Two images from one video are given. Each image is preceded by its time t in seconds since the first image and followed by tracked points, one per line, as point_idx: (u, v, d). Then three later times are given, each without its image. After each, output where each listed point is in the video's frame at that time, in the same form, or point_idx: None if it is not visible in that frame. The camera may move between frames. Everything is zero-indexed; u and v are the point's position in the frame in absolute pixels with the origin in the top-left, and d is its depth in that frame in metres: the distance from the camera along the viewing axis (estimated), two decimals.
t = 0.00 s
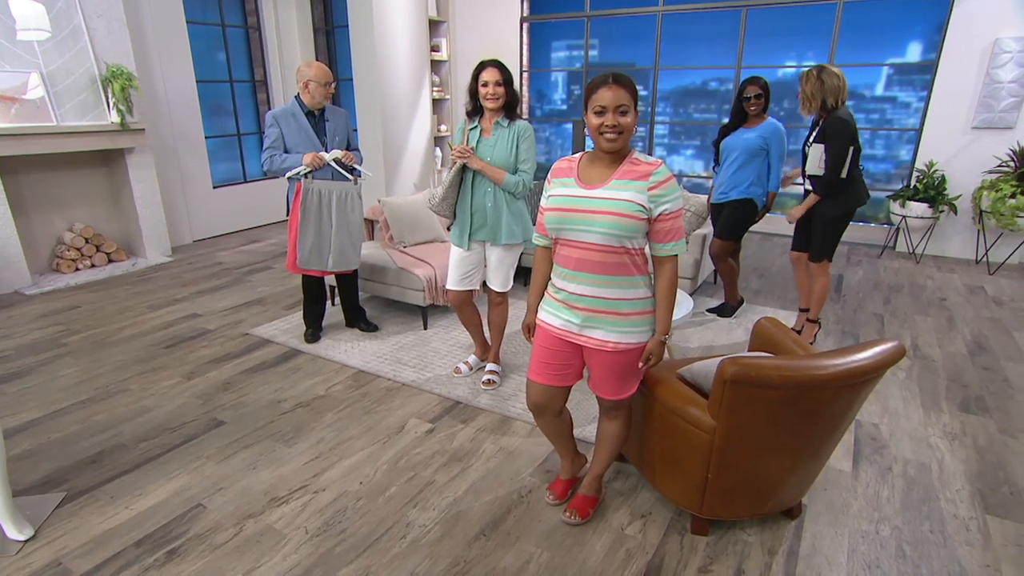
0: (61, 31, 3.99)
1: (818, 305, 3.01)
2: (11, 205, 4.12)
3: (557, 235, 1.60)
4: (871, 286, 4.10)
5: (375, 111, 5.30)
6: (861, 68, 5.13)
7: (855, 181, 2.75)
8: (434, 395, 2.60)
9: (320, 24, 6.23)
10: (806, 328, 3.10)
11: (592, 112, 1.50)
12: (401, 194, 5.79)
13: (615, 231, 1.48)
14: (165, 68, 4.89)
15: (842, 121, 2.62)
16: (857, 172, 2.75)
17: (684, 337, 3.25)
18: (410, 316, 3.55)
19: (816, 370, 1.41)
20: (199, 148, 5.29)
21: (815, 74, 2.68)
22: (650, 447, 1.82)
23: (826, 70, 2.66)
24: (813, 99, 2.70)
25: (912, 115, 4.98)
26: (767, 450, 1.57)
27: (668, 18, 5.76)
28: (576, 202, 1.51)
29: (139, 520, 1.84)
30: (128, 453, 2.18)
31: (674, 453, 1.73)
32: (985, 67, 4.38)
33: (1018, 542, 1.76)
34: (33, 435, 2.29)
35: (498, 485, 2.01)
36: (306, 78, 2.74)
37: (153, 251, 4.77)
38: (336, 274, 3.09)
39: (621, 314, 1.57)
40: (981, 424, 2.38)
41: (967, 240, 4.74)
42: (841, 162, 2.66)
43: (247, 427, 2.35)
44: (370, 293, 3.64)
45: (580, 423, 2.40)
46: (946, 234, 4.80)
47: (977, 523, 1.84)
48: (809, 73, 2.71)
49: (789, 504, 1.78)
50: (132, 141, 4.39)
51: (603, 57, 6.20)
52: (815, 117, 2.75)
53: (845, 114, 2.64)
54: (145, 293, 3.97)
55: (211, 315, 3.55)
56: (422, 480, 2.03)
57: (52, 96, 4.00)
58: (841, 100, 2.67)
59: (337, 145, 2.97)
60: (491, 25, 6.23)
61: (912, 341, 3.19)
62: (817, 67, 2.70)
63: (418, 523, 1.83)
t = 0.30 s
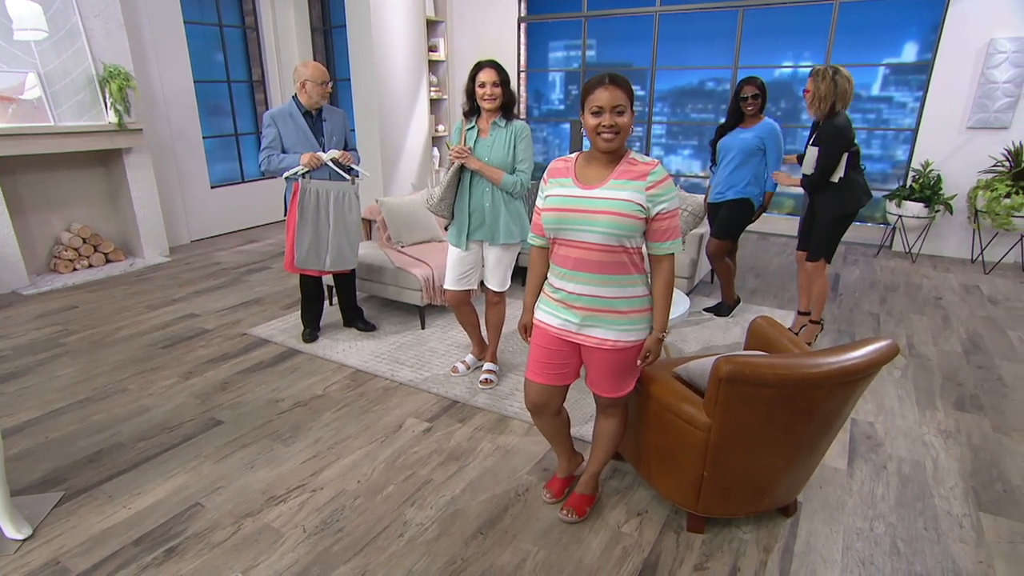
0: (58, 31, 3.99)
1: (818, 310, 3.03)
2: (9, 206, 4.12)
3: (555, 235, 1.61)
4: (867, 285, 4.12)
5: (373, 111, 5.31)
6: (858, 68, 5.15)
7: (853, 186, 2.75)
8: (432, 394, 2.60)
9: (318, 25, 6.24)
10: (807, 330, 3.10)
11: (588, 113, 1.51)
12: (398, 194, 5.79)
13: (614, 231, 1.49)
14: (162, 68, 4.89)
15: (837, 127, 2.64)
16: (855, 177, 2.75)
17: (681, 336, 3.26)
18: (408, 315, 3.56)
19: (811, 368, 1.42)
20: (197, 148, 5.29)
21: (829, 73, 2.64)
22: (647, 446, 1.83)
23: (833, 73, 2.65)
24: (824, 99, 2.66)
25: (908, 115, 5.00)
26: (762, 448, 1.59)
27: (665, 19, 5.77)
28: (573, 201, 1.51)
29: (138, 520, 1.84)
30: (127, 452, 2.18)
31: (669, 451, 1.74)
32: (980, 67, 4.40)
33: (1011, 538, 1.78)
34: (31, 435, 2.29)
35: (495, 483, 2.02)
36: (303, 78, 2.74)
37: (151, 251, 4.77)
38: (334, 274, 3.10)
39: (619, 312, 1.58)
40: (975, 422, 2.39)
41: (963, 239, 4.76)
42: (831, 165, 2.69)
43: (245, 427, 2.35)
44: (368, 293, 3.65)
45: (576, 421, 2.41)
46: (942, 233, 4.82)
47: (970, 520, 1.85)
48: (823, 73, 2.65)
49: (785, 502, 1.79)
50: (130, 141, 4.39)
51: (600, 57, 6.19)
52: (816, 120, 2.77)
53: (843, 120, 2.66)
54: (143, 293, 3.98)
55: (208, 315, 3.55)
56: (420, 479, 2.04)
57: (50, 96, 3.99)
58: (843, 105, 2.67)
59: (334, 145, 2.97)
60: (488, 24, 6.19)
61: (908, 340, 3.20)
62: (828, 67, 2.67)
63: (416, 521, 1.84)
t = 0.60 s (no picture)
0: (56, 31, 3.99)
1: (838, 313, 3.05)
2: (7, 206, 4.12)
3: (552, 235, 1.61)
4: (864, 285, 4.13)
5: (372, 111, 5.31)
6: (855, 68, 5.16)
7: (855, 190, 2.73)
8: (430, 394, 2.61)
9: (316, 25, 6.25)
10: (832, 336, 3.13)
11: (586, 113, 1.51)
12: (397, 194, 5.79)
13: (611, 230, 1.49)
14: (161, 68, 4.89)
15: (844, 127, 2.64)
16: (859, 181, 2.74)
17: (679, 335, 3.27)
18: (406, 315, 3.56)
19: (807, 367, 1.43)
20: (195, 148, 5.29)
21: (847, 73, 2.59)
22: (644, 445, 1.84)
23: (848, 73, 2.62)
24: (843, 99, 2.62)
25: (906, 115, 4.97)
26: (758, 446, 1.59)
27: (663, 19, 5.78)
28: (571, 201, 1.52)
29: (136, 519, 1.85)
30: (125, 452, 2.18)
31: (666, 450, 1.74)
32: (976, 67, 4.42)
33: (1005, 535, 1.79)
34: (30, 435, 2.29)
35: (493, 482, 2.02)
36: (300, 78, 2.75)
37: (149, 251, 4.77)
38: (333, 273, 3.10)
39: (617, 311, 1.58)
40: (971, 420, 2.41)
41: (959, 239, 4.78)
42: (832, 164, 2.70)
43: (244, 426, 2.36)
44: (366, 293, 3.65)
45: (574, 420, 2.42)
46: (938, 233, 4.84)
47: (965, 517, 1.86)
48: (840, 71, 2.62)
49: (780, 500, 1.80)
50: (128, 141, 4.39)
51: (598, 56, 6.30)
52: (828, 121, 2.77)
53: (851, 122, 2.66)
54: (141, 293, 3.98)
55: (207, 315, 3.56)
56: (418, 478, 2.05)
57: (48, 96, 3.99)
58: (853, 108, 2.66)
59: (332, 145, 2.98)
60: (488, 23, 6.16)
61: (904, 339, 3.21)
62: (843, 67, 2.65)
63: (413, 520, 1.85)
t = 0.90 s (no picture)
0: (56, 31, 4.00)
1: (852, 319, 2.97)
2: (6, 206, 4.12)
3: (551, 235, 1.61)
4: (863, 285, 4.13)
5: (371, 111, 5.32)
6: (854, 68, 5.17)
7: (884, 191, 2.63)
8: (430, 393, 2.61)
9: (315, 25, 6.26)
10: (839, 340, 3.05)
11: (585, 113, 1.52)
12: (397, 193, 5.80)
13: (611, 230, 1.49)
14: (160, 67, 4.89)
15: (874, 125, 2.54)
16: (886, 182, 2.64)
17: (678, 335, 3.27)
18: (405, 315, 3.57)
19: (805, 366, 1.43)
20: (194, 148, 5.29)
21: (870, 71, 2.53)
22: (643, 444, 1.84)
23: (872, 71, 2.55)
24: (871, 97, 2.54)
25: (904, 115, 4.99)
26: (757, 445, 1.60)
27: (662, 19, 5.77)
28: (570, 201, 1.52)
29: (136, 518, 1.85)
30: (124, 452, 2.18)
31: (665, 449, 1.75)
32: (975, 68, 4.42)
33: (1004, 534, 1.79)
34: (30, 435, 2.29)
35: (492, 482, 2.03)
36: (299, 78, 2.75)
37: (148, 251, 4.77)
38: (332, 273, 3.10)
39: (616, 311, 1.59)
40: (970, 420, 2.41)
41: (958, 239, 4.78)
42: (864, 165, 2.58)
43: (243, 426, 2.36)
44: (366, 293, 3.65)
45: (573, 420, 2.42)
46: (938, 233, 4.84)
47: (963, 516, 1.87)
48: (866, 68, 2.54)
49: (779, 499, 1.81)
50: (127, 141, 4.39)
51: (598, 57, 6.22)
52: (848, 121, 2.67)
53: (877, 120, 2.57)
54: (141, 293, 3.98)
55: (206, 315, 3.56)
56: (417, 478, 2.05)
57: (47, 96, 3.99)
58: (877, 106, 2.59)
59: (331, 144, 2.98)
60: (488, 23, 6.19)
61: (903, 339, 3.22)
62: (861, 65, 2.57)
63: (413, 519, 1.85)
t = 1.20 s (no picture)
0: (56, 31, 4.00)
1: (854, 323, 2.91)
2: (6, 206, 4.11)
3: (551, 235, 1.61)
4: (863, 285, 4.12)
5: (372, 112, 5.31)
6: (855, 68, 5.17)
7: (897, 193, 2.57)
8: (430, 393, 2.61)
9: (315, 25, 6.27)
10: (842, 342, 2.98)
11: (585, 112, 1.52)
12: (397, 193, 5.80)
13: (611, 230, 1.49)
14: (161, 67, 4.89)
15: (888, 126, 2.44)
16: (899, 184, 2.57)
17: (678, 335, 3.27)
18: (406, 315, 3.56)
19: (805, 367, 1.43)
20: (195, 148, 5.30)
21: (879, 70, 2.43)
22: (644, 445, 1.84)
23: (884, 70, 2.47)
24: (881, 96, 2.45)
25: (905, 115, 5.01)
26: (757, 446, 1.60)
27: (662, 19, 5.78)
28: (570, 201, 1.52)
29: (136, 518, 1.85)
30: (124, 452, 2.18)
31: (666, 449, 1.74)
32: (976, 67, 4.42)
33: (1004, 535, 1.79)
34: (30, 434, 2.29)
35: (492, 482, 2.02)
36: (297, 76, 2.75)
37: (149, 251, 4.77)
38: (332, 271, 3.10)
39: (616, 311, 1.58)
40: (971, 420, 2.41)
41: (958, 239, 4.78)
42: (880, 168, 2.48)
43: (243, 426, 2.36)
44: (366, 293, 3.66)
45: (573, 420, 2.42)
46: (938, 233, 4.84)
47: (964, 517, 1.86)
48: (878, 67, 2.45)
49: (779, 500, 1.81)
50: (128, 141, 4.39)
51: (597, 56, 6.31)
52: (857, 121, 2.57)
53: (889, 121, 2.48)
54: (141, 293, 3.98)
55: (206, 315, 3.56)
56: (417, 478, 2.05)
57: (47, 96, 3.99)
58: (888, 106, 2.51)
59: (332, 143, 2.98)
60: (488, 23, 6.16)
61: (903, 338, 3.22)
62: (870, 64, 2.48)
63: (413, 519, 1.85)
